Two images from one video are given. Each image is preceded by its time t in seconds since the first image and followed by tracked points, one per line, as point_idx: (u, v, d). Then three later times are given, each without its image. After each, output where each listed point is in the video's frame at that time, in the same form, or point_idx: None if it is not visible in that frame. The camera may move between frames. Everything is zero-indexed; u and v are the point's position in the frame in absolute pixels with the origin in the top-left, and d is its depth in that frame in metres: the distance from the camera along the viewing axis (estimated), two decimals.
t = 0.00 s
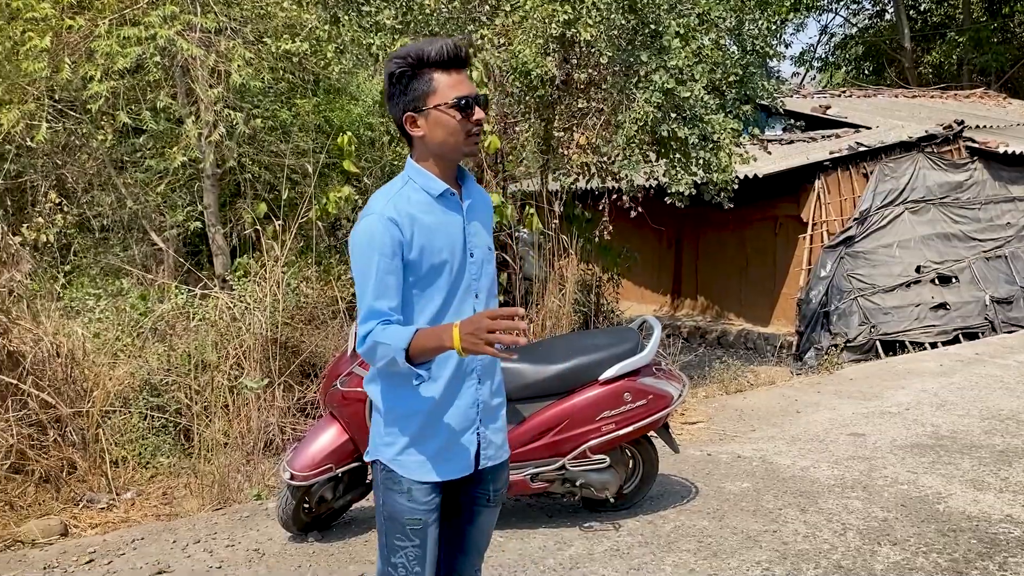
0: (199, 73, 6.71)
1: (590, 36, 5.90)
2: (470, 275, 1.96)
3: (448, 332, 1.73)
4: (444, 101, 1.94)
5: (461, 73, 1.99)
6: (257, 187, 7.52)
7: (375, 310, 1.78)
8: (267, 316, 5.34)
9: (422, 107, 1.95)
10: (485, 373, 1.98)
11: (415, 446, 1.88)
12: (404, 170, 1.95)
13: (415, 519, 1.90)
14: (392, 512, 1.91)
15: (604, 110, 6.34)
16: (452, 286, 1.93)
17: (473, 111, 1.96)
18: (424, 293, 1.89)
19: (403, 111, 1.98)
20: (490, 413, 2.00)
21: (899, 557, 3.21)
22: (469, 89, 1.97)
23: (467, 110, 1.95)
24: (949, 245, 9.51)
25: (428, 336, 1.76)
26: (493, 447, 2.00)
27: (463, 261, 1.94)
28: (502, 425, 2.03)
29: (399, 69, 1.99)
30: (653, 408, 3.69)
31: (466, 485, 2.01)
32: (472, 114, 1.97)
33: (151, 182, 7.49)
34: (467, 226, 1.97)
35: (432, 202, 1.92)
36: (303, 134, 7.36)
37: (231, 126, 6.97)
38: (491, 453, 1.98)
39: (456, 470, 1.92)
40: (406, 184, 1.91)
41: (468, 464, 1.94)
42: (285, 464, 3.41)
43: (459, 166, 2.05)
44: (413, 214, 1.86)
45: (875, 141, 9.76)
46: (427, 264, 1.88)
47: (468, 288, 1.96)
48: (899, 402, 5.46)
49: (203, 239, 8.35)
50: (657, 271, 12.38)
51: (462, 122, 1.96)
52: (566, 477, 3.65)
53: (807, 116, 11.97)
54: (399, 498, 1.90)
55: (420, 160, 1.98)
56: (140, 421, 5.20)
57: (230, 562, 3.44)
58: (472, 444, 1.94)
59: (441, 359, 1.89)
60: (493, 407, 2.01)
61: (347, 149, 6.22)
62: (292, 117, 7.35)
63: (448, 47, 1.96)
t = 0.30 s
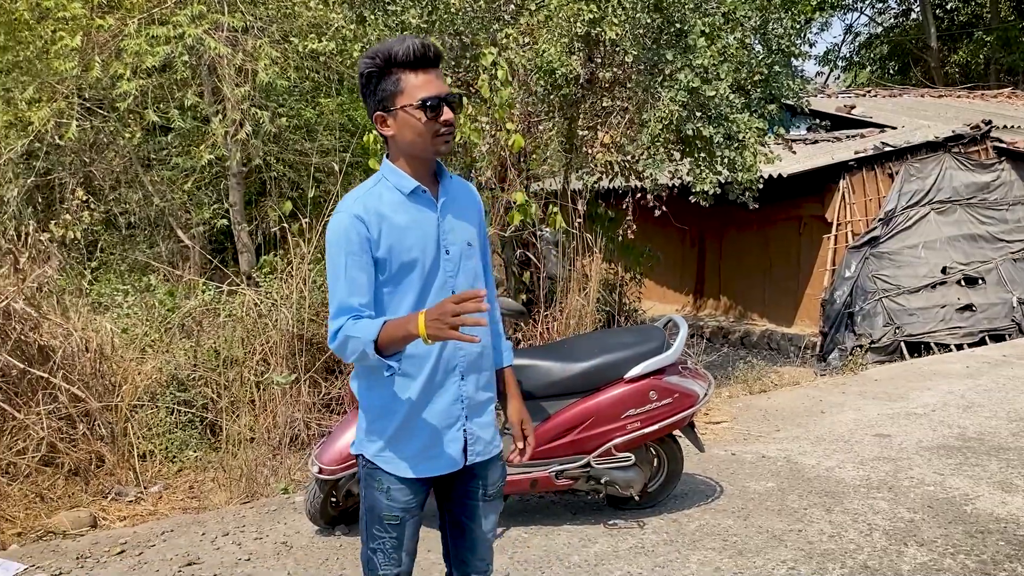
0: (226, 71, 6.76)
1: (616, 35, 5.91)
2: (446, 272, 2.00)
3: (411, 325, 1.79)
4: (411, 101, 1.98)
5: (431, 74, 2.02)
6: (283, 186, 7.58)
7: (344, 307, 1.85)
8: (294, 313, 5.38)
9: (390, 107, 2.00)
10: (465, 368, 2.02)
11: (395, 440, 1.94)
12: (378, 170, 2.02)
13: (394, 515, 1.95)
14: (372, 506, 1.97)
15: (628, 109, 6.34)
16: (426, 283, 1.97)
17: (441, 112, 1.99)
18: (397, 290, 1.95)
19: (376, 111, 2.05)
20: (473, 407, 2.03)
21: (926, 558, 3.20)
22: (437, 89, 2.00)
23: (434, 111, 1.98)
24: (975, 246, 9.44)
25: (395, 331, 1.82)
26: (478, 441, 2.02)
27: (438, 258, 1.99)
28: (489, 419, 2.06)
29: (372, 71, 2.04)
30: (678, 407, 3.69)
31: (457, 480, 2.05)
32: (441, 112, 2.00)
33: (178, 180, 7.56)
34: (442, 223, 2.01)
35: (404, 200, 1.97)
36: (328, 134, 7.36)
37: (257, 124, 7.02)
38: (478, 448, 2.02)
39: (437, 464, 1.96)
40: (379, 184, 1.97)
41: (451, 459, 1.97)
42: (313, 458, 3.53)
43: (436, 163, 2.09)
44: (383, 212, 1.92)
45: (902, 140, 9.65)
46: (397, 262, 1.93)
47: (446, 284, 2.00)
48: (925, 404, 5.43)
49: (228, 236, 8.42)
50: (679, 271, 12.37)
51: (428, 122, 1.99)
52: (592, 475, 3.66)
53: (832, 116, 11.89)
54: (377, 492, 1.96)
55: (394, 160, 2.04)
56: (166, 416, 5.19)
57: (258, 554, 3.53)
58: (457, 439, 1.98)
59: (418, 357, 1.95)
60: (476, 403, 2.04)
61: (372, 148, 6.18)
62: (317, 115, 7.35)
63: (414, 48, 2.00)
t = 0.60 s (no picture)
0: (252, 72, 6.81)
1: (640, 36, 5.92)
2: (429, 277, 2.00)
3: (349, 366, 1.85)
4: (380, 109, 1.99)
5: (402, 78, 2.02)
6: (307, 186, 7.63)
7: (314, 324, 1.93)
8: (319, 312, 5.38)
9: (363, 115, 2.02)
10: (449, 372, 2.03)
11: (377, 448, 1.99)
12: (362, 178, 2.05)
13: (394, 515, 2.01)
14: (371, 507, 2.03)
15: (653, 110, 6.33)
16: (406, 289, 1.98)
17: (409, 117, 1.98)
18: (376, 298, 1.98)
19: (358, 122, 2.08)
20: (461, 410, 2.04)
21: (954, 563, 3.18)
22: (407, 94, 2.00)
23: (401, 117, 1.98)
24: (1003, 249, 9.19)
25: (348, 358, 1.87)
26: (469, 443, 2.02)
27: (418, 263, 1.99)
28: (484, 420, 2.06)
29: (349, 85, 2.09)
30: (705, 409, 3.68)
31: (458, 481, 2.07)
32: (411, 118, 1.99)
33: (204, 180, 7.61)
34: (425, 227, 2.01)
35: (383, 207, 1.99)
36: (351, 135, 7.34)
37: (282, 124, 7.05)
38: (473, 450, 2.02)
39: (421, 469, 1.99)
40: (359, 193, 2.01)
41: (439, 465, 2.00)
42: (342, 456, 3.58)
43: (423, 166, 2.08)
44: (358, 222, 1.96)
45: (927, 142, 9.71)
46: (373, 271, 1.96)
47: (428, 290, 2.00)
48: (952, 407, 5.38)
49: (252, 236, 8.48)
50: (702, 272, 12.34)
51: (396, 129, 1.99)
52: (616, 477, 3.66)
53: (858, 117, 11.80)
54: (375, 495, 2.02)
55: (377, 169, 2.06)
56: (191, 414, 5.22)
57: (284, 552, 3.57)
58: (446, 444, 2.01)
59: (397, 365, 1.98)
60: (465, 406, 2.05)
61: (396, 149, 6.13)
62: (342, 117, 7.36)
63: (380, 55, 2.01)
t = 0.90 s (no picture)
0: (271, 77, 6.86)
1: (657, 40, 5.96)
2: (429, 284, 1.96)
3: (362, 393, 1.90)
4: (372, 112, 1.98)
5: (397, 81, 2.00)
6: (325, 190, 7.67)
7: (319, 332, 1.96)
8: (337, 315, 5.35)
9: (357, 122, 2.02)
10: (449, 381, 1.99)
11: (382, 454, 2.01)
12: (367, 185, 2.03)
13: (400, 519, 2.02)
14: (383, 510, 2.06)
15: (670, 113, 6.35)
16: (406, 298, 1.95)
17: (397, 123, 1.96)
18: (377, 306, 1.97)
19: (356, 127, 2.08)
20: (463, 419, 1.99)
21: (973, 570, 3.17)
22: (399, 99, 1.98)
23: (389, 123, 1.95)
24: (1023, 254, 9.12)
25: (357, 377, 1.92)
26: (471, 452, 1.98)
27: (418, 271, 1.95)
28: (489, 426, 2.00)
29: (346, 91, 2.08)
30: (721, 414, 3.68)
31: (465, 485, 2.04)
32: (399, 123, 1.96)
33: (223, 184, 7.68)
34: (426, 234, 1.96)
35: (384, 215, 1.96)
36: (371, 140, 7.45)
37: (301, 128, 7.10)
38: (475, 455, 1.97)
39: (423, 476, 1.99)
40: (362, 199, 1.99)
41: (439, 470, 1.98)
42: (359, 458, 3.61)
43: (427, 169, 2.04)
44: (358, 230, 1.94)
45: (947, 146, 9.61)
46: (373, 280, 1.95)
47: (428, 298, 1.96)
48: (972, 413, 5.35)
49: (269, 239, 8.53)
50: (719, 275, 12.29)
51: (384, 134, 1.97)
52: (632, 481, 3.65)
53: (877, 120, 11.73)
54: (383, 499, 2.04)
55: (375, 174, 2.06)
56: (210, 415, 5.27)
57: (302, 553, 3.60)
58: (446, 450, 1.99)
59: (397, 372, 1.97)
60: (468, 414, 2.00)
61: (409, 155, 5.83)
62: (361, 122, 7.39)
63: (373, 59, 1.99)
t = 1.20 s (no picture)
0: (284, 81, 6.89)
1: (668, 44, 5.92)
2: (445, 294, 1.93)
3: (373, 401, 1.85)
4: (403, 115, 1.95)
5: (431, 84, 1.96)
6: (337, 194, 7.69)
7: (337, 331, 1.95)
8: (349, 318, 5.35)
9: (389, 122, 2.00)
10: (462, 395, 1.95)
11: (395, 463, 2.00)
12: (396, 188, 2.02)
13: (408, 531, 2.00)
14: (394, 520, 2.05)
15: (682, 118, 6.35)
16: (421, 305, 1.93)
17: (428, 127, 1.93)
18: (394, 312, 1.96)
19: (388, 127, 2.06)
20: (475, 435, 1.95)
21: None
22: (431, 102, 1.94)
23: (419, 126, 1.93)
24: None
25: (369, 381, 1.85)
26: (478, 471, 1.94)
27: (434, 279, 1.92)
28: (502, 450, 1.96)
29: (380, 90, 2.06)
30: (733, 419, 3.67)
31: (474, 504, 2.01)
32: (430, 127, 1.93)
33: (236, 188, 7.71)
34: (445, 241, 1.93)
35: (406, 219, 1.94)
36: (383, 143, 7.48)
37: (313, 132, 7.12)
38: (484, 478, 1.94)
39: (432, 489, 1.96)
40: (387, 203, 1.98)
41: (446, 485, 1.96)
42: (369, 462, 3.61)
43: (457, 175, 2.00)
44: (378, 233, 1.94)
45: (961, 150, 9.58)
46: (390, 285, 1.94)
47: (443, 308, 1.93)
48: (986, 419, 5.31)
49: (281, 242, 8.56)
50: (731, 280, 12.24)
51: (414, 137, 1.94)
52: (643, 485, 3.64)
53: (890, 124, 11.68)
54: (394, 508, 2.03)
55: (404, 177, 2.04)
56: (222, 418, 5.28)
57: (312, 556, 3.61)
58: (455, 466, 1.95)
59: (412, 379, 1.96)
60: (480, 430, 1.96)
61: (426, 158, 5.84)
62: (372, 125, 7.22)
63: (408, 62, 1.95)
